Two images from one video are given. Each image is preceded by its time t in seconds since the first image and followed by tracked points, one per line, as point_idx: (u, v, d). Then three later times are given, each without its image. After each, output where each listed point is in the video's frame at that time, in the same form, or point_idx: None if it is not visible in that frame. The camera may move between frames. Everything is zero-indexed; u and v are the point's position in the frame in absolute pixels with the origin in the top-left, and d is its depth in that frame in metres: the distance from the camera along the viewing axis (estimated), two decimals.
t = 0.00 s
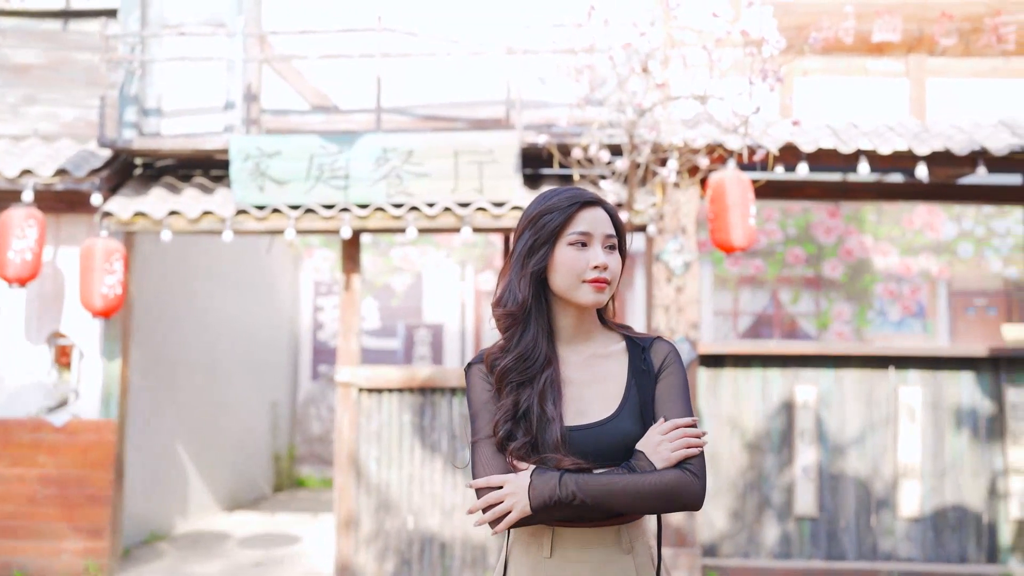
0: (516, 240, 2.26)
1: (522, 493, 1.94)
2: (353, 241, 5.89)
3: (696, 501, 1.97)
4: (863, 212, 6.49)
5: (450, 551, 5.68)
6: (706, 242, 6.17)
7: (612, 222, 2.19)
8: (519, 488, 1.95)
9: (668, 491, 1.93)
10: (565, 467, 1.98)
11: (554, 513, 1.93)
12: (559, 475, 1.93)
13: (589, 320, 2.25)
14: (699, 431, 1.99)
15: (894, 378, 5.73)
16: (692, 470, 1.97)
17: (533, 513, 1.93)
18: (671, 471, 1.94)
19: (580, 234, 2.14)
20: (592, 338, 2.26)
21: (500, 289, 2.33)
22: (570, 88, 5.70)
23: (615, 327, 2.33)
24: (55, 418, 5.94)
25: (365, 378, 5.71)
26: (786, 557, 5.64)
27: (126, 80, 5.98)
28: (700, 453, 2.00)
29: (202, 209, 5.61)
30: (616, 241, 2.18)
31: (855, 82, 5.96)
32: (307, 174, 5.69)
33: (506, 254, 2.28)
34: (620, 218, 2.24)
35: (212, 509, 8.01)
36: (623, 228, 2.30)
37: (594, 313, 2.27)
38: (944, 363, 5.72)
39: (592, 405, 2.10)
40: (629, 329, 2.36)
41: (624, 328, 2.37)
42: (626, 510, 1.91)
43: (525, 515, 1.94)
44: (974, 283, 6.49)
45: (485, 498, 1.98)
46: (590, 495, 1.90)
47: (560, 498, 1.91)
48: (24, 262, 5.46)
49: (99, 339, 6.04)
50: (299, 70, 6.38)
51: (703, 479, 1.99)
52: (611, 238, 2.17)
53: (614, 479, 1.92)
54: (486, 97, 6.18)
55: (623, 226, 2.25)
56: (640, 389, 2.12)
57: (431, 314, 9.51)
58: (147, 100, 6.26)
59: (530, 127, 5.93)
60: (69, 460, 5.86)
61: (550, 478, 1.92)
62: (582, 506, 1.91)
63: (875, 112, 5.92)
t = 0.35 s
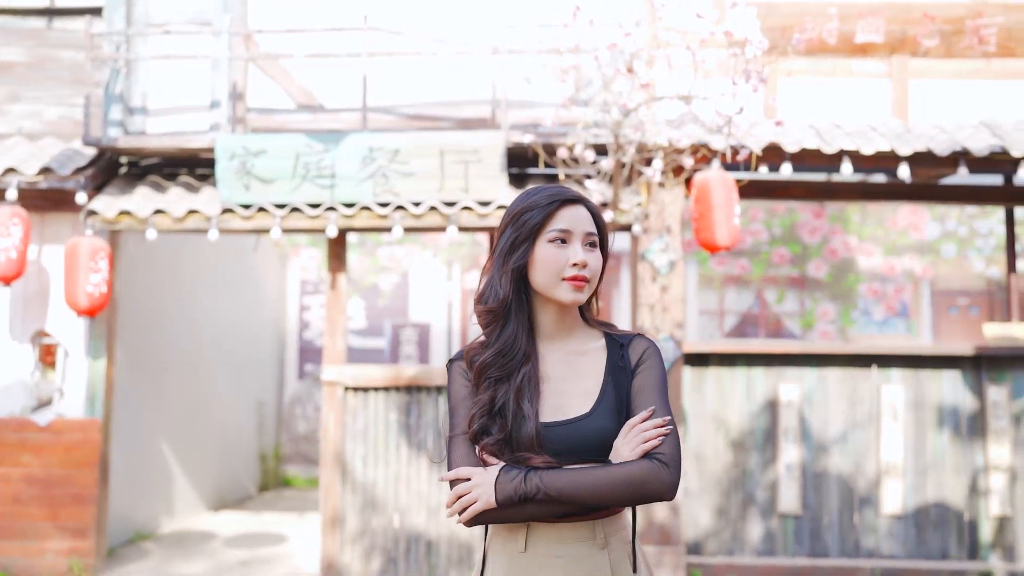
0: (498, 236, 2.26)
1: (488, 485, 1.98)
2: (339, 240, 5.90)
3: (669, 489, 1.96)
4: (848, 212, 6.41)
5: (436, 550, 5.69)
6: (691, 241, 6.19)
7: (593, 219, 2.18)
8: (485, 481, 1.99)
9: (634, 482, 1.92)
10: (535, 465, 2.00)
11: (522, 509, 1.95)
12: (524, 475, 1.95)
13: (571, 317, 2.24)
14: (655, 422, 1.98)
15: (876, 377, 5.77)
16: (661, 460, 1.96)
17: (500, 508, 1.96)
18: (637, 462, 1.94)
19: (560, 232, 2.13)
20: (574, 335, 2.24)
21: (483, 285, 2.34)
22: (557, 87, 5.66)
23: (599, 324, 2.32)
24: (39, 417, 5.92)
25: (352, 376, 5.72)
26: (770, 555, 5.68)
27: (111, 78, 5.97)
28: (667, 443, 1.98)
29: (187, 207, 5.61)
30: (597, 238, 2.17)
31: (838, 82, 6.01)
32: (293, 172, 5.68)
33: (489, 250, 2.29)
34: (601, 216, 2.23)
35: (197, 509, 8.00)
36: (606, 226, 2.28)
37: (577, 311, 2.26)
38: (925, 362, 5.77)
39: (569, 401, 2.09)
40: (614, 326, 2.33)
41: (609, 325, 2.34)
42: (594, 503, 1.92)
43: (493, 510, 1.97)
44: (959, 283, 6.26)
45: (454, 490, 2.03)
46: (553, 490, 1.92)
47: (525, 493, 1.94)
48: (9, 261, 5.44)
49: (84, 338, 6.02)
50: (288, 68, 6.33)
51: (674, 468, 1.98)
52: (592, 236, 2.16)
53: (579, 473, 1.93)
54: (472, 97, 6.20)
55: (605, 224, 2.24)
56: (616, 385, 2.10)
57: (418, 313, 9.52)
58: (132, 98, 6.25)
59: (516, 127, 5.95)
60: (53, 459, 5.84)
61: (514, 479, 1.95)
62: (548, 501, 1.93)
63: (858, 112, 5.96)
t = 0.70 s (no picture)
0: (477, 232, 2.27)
1: (454, 473, 2.02)
2: (323, 239, 5.88)
3: (626, 493, 1.94)
4: (830, 212, 6.40)
5: (420, 548, 5.70)
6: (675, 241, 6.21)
7: (569, 217, 2.16)
8: (453, 469, 2.04)
9: (589, 485, 1.92)
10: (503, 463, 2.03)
11: (484, 503, 1.99)
12: (488, 473, 1.98)
13: (547, 313, 2.22)
14: (613, 423, 1.98)
15: (858, 376, 5.81)
16: (620, 461, 1.95)
17: (462, 499, 2.00)
18: (595, 463, 1.94)
19: (534, 229, 2.12)
20: (552, 331, 2.23)
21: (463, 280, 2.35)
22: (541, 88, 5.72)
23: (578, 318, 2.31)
24: (21, 416, 5.89)
25: (336, 375, 5.72)
26: (752, 552, 5.72)
27: (94, 77, 5.95)
28: (626, 445, 1.97)
29: (170, 206, 5.60)
30: (573, 237, 2.15)
31: (820, 83, 6.06)
32: (276, 171, 5.68)
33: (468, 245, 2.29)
34: (578, 211, 2.21)
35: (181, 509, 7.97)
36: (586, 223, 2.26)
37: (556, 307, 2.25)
38: (906, 361, 5.82)
39: (541, 399, 2.09)
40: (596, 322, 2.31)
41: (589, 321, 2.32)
42: (552, 501, 1.93)
43: (456, 502, 2.00)
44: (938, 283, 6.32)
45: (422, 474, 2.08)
46: (513, 486, 1.95)
47: (488, 486, 1.97)
48: None
49: (66, 336, 6.00)
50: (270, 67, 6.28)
51: (633, 471, 1.96)
52: (568, 234, 2.14)
53: (542, 471, 1.95)
54: (456, 97, 6.22)
55: (582, 219, 2.22)
56: (587, 385, 2.07)
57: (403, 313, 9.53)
58: (115, 97, 6.25)
59: (499, 126, 5.97)
60: (35, 458, 5.82)
61: (479, 474, 1.99)
62: (509, 497, 1.96)
63: (838, 113, 6.02)
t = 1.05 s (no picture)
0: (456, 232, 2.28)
1: (431, 467, 2.05)
2: (310, 238, 5.88)
3: (591, 496, 1.92)
4: (816, 212, 6.47)
5: (407, 547, 5.71)
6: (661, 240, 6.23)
7: (544, 218, 2.13)
8: (430, 463, 2.06)
9: (554, 488, 1.92)
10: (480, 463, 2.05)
11: (456, 499, 2.00)
12: (462, 471, 2.00)
13: (527, 312, 2.22)
14: (580, 423, 1.98)
15: (842, 374, 5.86)
16: (586, 464, 1.94)
17: (435, 493, 2.02)
18: (561, 464, 1.94)
19: (505, 232, 2.10)
20: (534, 330, 2.22)
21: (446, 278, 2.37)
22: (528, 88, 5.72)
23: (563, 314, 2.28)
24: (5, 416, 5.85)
25: (322, 374, 5.71)
26: (737, 550, 5.76)
27: (79, 75, 5.94)
28: (592, 447, 1.95)
29: (156, 205, 5.59)
30: (547, 238, 2.13)
31: (805, 84, 6.11)
32: (263, 170, 5.68)
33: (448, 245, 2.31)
34: (556, 211, 2.17)
35: (167, 509, 7.93)
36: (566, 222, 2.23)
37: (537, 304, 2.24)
38: (890, 360, 5.86)
39: (518, 397, 2.10)
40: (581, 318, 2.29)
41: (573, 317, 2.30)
42: (520, 501, 1.95)
43: (429, 496, 2.02)
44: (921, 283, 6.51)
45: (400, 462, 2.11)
46: (485, 486, 1.97)
47: (460, 483, 1.99)
48: None
49: (51, 335, 5.97)
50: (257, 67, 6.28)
51: (600, 474, 1.94)
52: (542, 235, 2.12)
53: (512, 471, 1.97)
54: (443, 96, 6.23)
55: (561, 218, 2.19)
56: (562, 383, 2.07)
57: (391, 312, 9.54)
58: (101, 95, 6.23)
59: (486, 126, 5.98)
60: (20, 458, 5.78)
61: (452, 472, 2.00)
62: (480, 495, 1.98)
63: (823, 114, 6.06)
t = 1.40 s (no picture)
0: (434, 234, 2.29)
1: (404, 463, 2.07)
2: (296, 237, 5.88)
3: (548, 493, 1.91)
4: (800, 213, 6.46)
5: (393, 545, 5.73)
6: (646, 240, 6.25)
7: (514, 220, 2.10)
8: (403, 458, 2.09)
9: (509, 484, 1.92)
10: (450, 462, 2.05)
11: (425, 496, 2.03)
12: (429, 470, 2.02)
13: (503, 311, 2.21)
14: (540, 420, 1.97)
15: (825, 373, 5.91)
16: (542, 461, 1.92)
17: (406, 489, 2.05)
18: (518, 461, 1.94)
19: (473, 235, 2.08)
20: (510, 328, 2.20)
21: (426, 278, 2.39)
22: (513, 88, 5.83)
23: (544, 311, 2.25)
24: None
25: (308, 373, 5.72)
26: (720, 548, 5.80)
27: (63, 73, 6.00)
28: (550, 443, 1.94)
29: (141, 204, 5.59)
30: (517, 240, 2.09)
31: (788, 85, 6.16)
32: (249, 169, 5.68)
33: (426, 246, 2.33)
34: (529, 211, 2.13)
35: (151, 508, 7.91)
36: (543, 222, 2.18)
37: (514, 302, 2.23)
38: (872, 358, 5.92)
39: (490, 396, 2.10)
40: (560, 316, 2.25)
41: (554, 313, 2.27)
42: (483, 498, 1.96)
43: (401, 491, 2.07)
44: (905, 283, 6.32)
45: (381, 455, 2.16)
46: (449, 484, 1.99)
47: (427, 481, 2.02)
48: None
49: (35, 334, 5.95)
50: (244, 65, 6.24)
51: (556, 471, 1.92)
52: (511, 238, 2.09)
53: (475, 469, 1.98)
54: (429, 96, 6.25)
55: (536, 218, 2.14)
56: (530, 379, 2.06)
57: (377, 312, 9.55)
58: (86, 94, 6.20)
59: (472, 126, 6.00)
60: (3, 458, 5.76)
61: (420, 469, 2.03)
62: (445, 492, 2.00)
63: (806, 115, 6.11)
